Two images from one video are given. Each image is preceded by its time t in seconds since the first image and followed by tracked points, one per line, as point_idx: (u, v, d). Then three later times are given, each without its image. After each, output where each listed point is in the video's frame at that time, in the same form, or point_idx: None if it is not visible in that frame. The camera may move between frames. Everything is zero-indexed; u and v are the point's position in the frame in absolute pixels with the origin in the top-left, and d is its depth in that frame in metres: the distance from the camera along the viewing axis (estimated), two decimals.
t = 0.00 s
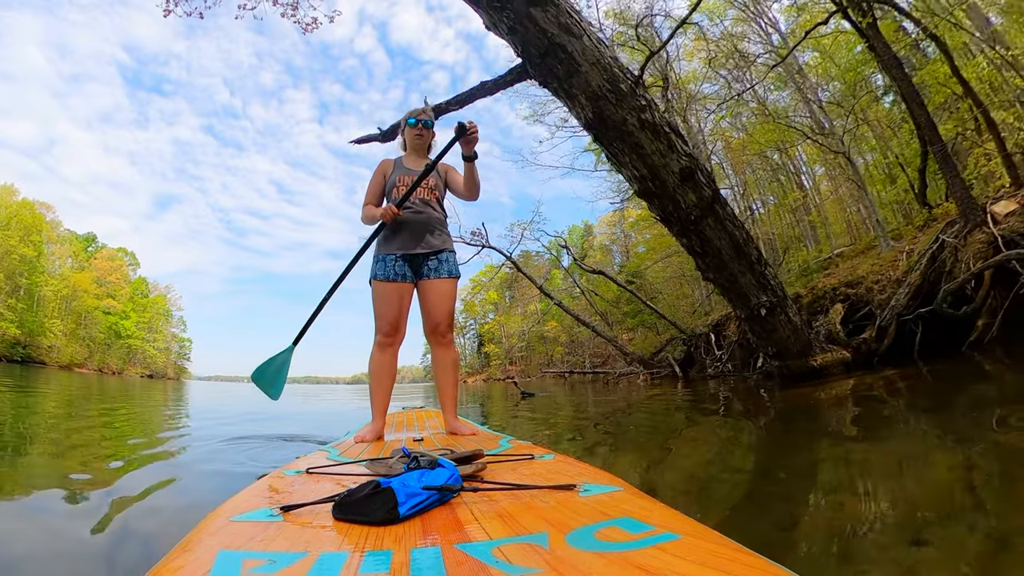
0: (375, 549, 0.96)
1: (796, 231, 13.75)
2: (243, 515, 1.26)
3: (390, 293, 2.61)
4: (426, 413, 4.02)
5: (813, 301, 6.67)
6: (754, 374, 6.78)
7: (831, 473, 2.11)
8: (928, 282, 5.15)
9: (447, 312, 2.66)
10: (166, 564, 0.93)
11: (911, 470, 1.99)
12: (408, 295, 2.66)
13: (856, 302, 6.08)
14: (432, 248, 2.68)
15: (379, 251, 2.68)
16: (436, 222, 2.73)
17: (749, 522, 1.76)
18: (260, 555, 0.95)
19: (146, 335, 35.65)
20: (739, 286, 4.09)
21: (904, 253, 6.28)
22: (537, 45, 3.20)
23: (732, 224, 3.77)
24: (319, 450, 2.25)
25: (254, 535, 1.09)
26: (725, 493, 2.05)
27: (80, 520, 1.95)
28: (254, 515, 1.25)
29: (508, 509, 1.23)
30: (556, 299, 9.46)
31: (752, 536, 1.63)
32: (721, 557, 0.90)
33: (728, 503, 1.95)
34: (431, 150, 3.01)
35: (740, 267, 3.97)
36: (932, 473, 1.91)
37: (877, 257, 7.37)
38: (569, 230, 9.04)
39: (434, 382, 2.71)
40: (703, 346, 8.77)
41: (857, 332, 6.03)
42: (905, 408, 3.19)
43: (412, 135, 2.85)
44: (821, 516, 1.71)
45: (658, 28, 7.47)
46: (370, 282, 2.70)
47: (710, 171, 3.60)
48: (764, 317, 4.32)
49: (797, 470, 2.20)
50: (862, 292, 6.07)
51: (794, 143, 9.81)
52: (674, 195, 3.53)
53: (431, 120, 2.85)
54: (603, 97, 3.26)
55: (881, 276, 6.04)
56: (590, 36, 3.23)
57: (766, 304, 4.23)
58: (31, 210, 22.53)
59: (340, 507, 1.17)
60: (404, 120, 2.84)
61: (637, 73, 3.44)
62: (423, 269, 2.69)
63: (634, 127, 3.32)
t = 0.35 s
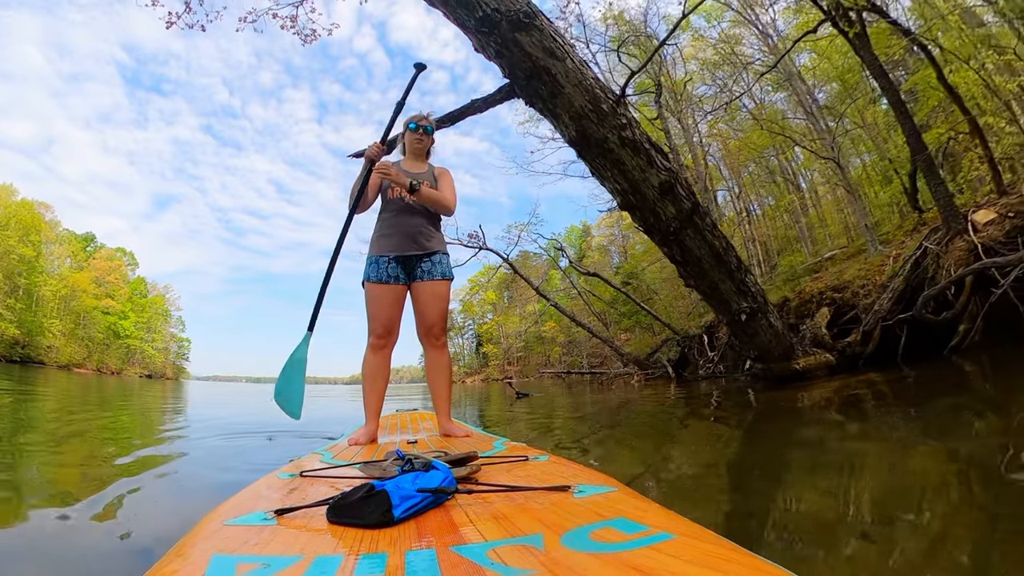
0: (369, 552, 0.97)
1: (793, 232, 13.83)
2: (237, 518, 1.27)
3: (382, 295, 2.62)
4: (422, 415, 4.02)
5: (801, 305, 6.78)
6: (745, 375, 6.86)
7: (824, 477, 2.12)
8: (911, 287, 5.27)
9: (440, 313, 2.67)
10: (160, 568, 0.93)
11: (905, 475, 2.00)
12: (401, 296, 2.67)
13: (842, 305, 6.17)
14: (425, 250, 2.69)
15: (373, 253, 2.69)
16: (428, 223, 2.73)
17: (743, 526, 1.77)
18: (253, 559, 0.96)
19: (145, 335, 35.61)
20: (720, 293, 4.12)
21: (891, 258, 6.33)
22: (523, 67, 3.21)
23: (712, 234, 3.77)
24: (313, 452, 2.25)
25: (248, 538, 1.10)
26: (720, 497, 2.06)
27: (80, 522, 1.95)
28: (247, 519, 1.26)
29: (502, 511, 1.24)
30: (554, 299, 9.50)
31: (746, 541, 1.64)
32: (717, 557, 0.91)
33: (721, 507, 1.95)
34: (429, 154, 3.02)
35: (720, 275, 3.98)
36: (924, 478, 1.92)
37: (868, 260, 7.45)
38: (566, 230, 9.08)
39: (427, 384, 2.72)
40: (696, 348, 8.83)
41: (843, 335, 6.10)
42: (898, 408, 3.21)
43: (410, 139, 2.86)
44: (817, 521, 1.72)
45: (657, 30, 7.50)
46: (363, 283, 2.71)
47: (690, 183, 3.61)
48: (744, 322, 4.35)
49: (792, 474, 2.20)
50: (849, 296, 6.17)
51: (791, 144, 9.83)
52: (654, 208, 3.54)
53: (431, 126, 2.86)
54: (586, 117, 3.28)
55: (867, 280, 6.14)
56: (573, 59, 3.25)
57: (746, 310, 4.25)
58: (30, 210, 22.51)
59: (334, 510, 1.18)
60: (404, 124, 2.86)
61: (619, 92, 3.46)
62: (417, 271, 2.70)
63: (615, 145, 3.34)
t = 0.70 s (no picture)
0: (365, 551, 0.98)
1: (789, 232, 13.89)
2: (233, 517, 1.28)
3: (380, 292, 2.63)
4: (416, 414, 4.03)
5: (792, 307, 6.84)
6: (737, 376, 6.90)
7: (817, 476, 2.13)
8: (897, 290, 5.29)
9: (438, 311, 2.68)
10: (155, 568, 0.94)
11: (897, 473, 2.01)
12: (399, 294, 2.68)
13: (830, 308, 6.26)
14: (424, 248, 2.70)
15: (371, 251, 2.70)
16: (426, 221, 2.74)
17: (737, 525, 1.78)
18: (249, 557, 0.97)
19: (144, 335, 35.58)
20: (705, 297, 4.13)
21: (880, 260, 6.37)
22: (513, 83, 3.22)
23: (697, 240, 3.78)
24: (310, 450, 2.27)
25: (243, 537, 1.11)
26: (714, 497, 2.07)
27: (78, 522, 1.96)
28: (243, 517, 1.27)
29: (498, 509, 1.25)
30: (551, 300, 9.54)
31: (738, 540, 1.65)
32: (712, 555, 0.92)
33: (715, 507, 1.97)
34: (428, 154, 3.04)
35: (705, 280, 3.99)
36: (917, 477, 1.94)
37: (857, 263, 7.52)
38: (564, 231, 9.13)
39: (424, 383, 2.72)
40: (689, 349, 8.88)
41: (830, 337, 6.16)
42: (891, 408, 3.24)
43: (410, 139, 2.88)
44: (811, 521, 1.72)
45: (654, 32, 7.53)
46: (361, 281, 2.72)
47: (675, 192, 3.61)
48: (729, 324, 4.37)
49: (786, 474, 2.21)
50: (838, 299, 6.23)
51: (788, 146, 9.85)
52: (640, 216, 3.56)
53: (430, 127, 2.87)
54: (573, 131, 3.30)
55: (855, 283, 6.21)
56: (562, 75, 3.26)
57: (731, 313, 4.27)
58: (29, 210, 22.49)
59: (330, 508, 1.19)
60: (404, 125, 2.87)
61: (606, 105, 3.48)
62: (415, 269, 2.71)
63: (601, 157, 3.36)
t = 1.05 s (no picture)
0: (362, 548, 0.99)
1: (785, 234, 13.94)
2: (230, 512, 1.28)
3: (379, 290, 2.63)
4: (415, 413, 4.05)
5: (783, 310, 6.87)
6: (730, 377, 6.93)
7: (813, 481, 2.14)
8: (884, 292, 5.37)
9: (436, 311, 2.70)
10: (152, 561, 0.95)
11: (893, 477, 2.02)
12: (397, 292, 2.69)
13: (819, 311, 6.29)
14: (423, 247, 2.71)
15: (369, 248, 2.70)
16: (426, 221, 2.75)
17: (732, 529, 1.79)
18: (246, 552, 0.98)
19: (143, 335, 35.54)
20: (692, 302, 4.13)
21: (869, 264, 6.39)
22: (508, 101, 3.24)
23: (684, 247, 3.80)
24: (308, 448, 2.28)
25: (241, 532, 1.12)
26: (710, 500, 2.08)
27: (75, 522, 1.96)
28: (241, 512, 1.27)
29: (495, 510, 1.26)
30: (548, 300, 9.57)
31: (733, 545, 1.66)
32: (707, 561, 0.93)
33: (711, 510, 1.98)
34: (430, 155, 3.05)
35: (692, 285, 3.99)
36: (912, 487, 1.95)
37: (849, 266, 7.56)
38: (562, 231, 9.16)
39: (423, 382, 2.73)
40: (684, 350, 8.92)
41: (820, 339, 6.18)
42: (885, 408, 3.26)
43: (413, 139, 2.89)
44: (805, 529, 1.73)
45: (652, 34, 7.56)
46: (359, 279, 2.72)
47: (662, 202, 3.62)
48: (716, 328, 4.37)
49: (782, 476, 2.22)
50: (827, 302, 6.26)
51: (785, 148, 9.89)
52: (628, 225, 3.57)
53: (434, 128, 2.88)
54: (564, 146, 3.31)
55: (844, 287, 6.25)
56: (555, 92, 3.28)
57: (718, 316, 4.28)
58: (29, 209, 22.46)
59: (328, 505, 1.20)
60: (407, 125, 2.88)
61: (596, 120, 3.50)
62: (413, 268, 2.72)
63: (591, 170, 3.37)
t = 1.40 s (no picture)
0: (369, 550, 0.99)
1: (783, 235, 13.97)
2: (237, 515, 1.28)
3: (379, 291, 2.63)
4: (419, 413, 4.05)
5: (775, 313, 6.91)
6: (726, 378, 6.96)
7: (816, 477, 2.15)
8: (871, 296, 5.39)
9: (438, 311, 2.70)
10: (160, 566, 0.95)
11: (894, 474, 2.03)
12: (398, 293, 2.69)
13: (810, 313, 6.32)
14: (424, 248, 2.70)
15: (370, 249, 2.70)
16: (427, 222, 2.74)
17: (736, 528, 1.79)
18: (253, 556, 0.97)
19: (142, 335, 35.49)
20: (682, 305, 4.13)
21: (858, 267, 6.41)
22: (504, 116, 3.24)
23: (675, 253, 3.79)
24: (313, 449, 2.28)
25: (247, 535, 1.12)
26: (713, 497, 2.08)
27: (79, 523, 1.95)
28: (247, 516, 1.27)
29: (502, 509, 1.26)
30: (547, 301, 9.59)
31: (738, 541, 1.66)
32: (713, 556, 0.93)
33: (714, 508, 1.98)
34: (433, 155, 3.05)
35: (682, 289, 3.99)
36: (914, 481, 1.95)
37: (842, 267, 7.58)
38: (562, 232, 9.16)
39: (426, 383, 2.73)
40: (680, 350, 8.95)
41: (810, 341, 6.24)
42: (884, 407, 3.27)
43: (416, 139, 2.88)
44: (808, 525, 1.74)
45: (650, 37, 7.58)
46: (360, 280, 2.72)
47: (653, 209, 3.62)
48: (705, 331, 4.37)
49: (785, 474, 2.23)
50: (816, 304, 6.30)
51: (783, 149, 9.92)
52: (620, 233, 3.57)
53: (438, 128, 2.88)
54: (558, 158, 3.31)
55: (833, 289, 6.29)
56: (550, 107, 3.28)
57: (708, 319, 4.28)
58: (27, 209, 22.40)
59: (334, 507, 1.19)
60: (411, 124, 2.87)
61: (590, 132, 3.50)
62: (414, 268, 2.71)
63: (584, 182, 3.37)
